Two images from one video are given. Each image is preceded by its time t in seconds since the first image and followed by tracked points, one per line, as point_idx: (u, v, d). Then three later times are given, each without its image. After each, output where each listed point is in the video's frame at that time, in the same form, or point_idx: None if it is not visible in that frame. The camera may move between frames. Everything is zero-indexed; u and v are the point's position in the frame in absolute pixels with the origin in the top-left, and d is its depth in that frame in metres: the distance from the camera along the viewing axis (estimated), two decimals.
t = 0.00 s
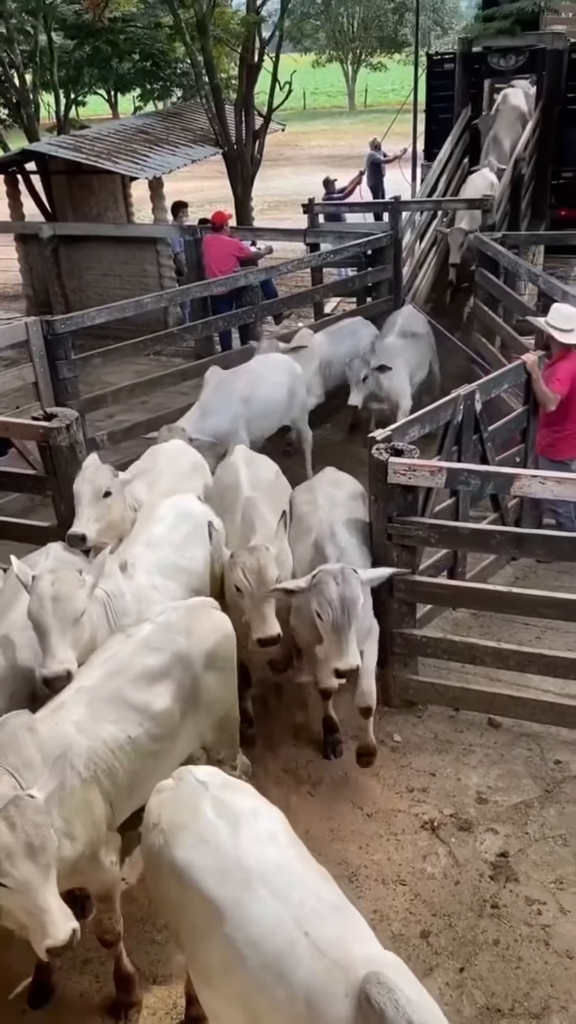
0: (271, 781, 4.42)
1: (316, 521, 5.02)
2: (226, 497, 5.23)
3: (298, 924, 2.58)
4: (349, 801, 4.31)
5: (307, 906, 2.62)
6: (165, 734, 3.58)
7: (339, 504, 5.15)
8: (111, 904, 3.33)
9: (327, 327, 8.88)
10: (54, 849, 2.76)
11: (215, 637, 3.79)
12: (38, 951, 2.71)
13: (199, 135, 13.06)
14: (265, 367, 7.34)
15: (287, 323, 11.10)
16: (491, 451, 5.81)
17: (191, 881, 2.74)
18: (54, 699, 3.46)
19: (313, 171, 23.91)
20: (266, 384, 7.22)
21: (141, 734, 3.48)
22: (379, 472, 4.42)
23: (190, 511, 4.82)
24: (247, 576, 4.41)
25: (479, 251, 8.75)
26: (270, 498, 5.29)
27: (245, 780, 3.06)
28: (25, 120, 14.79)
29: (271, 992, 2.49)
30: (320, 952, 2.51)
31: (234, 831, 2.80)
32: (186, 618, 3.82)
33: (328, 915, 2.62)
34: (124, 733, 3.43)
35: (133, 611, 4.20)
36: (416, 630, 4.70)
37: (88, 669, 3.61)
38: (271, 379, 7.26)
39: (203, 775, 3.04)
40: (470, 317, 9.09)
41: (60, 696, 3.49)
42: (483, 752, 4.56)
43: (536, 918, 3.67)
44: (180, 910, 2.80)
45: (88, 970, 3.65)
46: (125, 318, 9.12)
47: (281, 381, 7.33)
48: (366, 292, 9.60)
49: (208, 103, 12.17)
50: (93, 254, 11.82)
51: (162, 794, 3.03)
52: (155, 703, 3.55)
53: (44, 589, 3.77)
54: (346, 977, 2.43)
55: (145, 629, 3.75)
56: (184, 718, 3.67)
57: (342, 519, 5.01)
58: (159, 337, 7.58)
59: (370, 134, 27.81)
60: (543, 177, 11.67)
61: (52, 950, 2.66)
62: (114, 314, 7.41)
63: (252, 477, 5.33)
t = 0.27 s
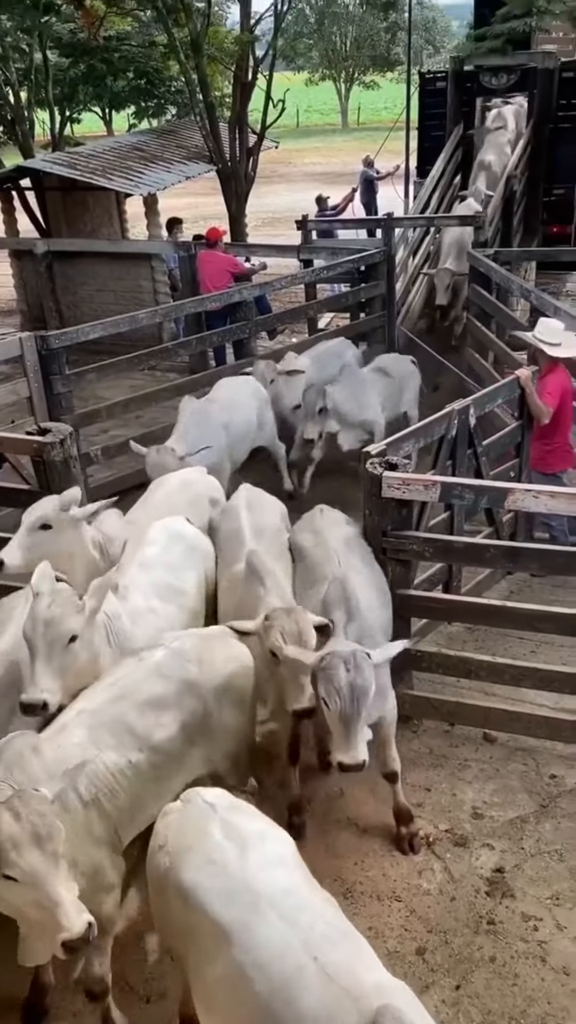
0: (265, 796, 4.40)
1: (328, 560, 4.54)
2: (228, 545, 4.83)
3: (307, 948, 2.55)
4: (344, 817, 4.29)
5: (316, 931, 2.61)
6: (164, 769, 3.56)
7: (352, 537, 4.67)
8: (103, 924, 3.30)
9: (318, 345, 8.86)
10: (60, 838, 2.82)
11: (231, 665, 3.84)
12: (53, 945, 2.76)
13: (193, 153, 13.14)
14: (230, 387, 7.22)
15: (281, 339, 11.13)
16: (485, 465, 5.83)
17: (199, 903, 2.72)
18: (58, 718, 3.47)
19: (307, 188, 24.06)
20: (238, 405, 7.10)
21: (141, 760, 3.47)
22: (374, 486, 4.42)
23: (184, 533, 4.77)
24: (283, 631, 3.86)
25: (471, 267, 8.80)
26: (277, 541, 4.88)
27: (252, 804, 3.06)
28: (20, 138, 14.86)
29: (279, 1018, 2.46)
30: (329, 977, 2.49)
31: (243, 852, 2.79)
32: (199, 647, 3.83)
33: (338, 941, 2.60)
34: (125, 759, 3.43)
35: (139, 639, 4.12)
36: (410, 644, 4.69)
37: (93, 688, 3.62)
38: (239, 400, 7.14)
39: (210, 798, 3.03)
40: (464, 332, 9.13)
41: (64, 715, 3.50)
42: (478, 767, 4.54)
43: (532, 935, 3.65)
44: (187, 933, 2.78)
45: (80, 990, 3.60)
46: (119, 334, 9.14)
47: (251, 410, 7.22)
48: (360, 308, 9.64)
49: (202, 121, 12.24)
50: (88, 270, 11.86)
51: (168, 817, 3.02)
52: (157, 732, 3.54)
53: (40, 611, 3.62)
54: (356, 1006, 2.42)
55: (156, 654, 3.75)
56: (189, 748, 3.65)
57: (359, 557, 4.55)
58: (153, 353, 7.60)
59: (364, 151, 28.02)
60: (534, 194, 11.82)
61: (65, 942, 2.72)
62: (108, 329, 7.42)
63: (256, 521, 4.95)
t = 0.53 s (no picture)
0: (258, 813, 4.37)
1: (333, 602, 4.26)
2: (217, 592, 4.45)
3: (320, 956, 2.53)
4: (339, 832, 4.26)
5: (330, 937, 2.58)
6: (186, 796, 3.53)
7: (356, 581, 4.43)
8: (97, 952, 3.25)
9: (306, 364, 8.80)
10: (59, 904, 2.75)
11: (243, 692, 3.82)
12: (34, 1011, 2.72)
13: (186, 169, 13.20)
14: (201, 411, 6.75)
15: (274, 354, 11.16)
16: (477, 479, 5.83)
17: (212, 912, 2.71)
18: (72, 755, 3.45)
19: (298, 204, 24.20)
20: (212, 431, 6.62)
21: (160, 794, 3.44)
22: (366, 501, 4.42)
23: (173, 556, 4.68)
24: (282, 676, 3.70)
25: (462, 282, 8.85)
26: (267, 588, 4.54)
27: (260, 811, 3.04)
28: (13, 154, 14.89)
29: None
30: (340, 988, 2.46)
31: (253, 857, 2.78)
32: (213, 672, 3.80)
33: (351, 948, 2.58)
34: (142, 794, 3.40)
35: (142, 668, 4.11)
36: (403, 657, 4.68)
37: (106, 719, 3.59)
38: (215, 425, 6.68)
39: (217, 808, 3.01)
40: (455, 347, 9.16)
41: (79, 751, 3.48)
42: (472, 782, 4.53)
43: (526, 951, 3.64)
44: (203, 940, 2.76)
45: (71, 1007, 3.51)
46: (112, 348, 9.16)
47: (228, 439, 6.74)
48: (352, 323, 9.67)
49: (195, 138, 12.30)
50: (80, 285, 11.88)
51: (176, 829, 2.99)
52: (175, 763, 3.51)
53: (20, 651, 3.61)
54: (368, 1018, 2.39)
55: (165, 680, 3.73)
56: (206, 778, 3.61)
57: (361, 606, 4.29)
58: (146, 368, 7.61)
59: (355, 168, 28.20)
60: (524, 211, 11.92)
61: (50, 1016, 2.68)
62: (101, 345, 7.44)
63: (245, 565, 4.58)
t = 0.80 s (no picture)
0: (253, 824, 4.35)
1: (329, 631, 4.21)
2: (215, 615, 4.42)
3: (313, 964, 2.51)
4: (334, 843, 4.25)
5: (324, 944, 2.56)
6: (177, 814, 3.50)
7: (357, 613, 4.36)
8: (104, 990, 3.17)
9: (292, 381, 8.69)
10: (68, 968, 2.61)
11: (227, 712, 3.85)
12: None
13: (180, 180, 13.25)
14: (183, 431, 6.67)
15: (268, 365, 11.18)
16: (469, 489, 5.84)
17: (211, 913, 2.71)
18: (60, 785, 3.36)
19: (293, 215, 24.31)
20: (195, 452, 6.55)
21: (154, 812, 3.41)
22: (360, 511, 4.42)
23: (173, 572, 4.71)
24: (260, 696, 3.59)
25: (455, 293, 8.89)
26: (269, 617, 4.50)
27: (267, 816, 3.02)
28: (8, 165, 14.90)
29: None
30: (331, 998, 2.45)
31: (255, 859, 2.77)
32: (193, 689, 3.78)
33: (346, 958, 2.55)
34: (137, 815, 3.36)
35: (133, 685, 4.07)
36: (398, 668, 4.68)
37: (93, 741, 3.56)
38: (196, 446, 6.58)
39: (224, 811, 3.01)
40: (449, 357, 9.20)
41: (65, 780, 3.39)
42: (467, 792, 4.52)
43: (522, 962, 3.62)
44: (204, 939, 2.77)
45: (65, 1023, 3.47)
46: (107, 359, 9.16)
47: (210, 459, 6.66)
48: (345, 333, 9.70)
49: (189, 149, 12.34)
50: (75, 295, 11.90)
51: (182, 829, 3.00)
52: (164, 780, 3.50)
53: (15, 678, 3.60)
54: None
55: (149, 700, 3.71)
56: (196, 797, 3.60)
57: (362, 640, 4.21)
58: (141, 378, 7.61)
59: (349, 180, 28.36)
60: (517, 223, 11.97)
61: None
62: (96, 355, 7.45)
63: (247, 591, 4.56)
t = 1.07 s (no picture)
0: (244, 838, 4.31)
1: (353, 671, 3.95)
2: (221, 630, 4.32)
3: (285, 982, 2.48)
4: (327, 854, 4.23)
5: (300, 965, 2.52)
6: (152, 843, 3.42)
7: (381, 652, 4.12)
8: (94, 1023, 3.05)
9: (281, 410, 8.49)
10: None
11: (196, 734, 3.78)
12: None
13: (173, 191, 13.29)
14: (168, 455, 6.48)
15: (261, 376, 11.20)
16: (459, 498, 5.85)
17: (202, 916, 2.72)
18: (31, 816, 3.23)
19: (286, 226, 24.41)
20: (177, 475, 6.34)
21: (127, 843, 3.32)
22: (353, 521, 4.42)
23: (185, 588, 4.72)
24: (251, 702, 3.55)
25: (447, 303, 8.93)
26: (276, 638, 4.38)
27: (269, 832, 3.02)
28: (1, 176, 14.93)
29: None
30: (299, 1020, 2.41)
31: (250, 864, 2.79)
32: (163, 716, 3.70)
33: (323, 984, 2.51)
34: (111, 846, 3.26)
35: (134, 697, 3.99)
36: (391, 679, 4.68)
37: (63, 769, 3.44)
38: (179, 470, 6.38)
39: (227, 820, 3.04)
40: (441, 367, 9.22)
41: (36, 811, 3.26)
42: (461, 803, 4.51)
43: (517, 973, 3.61)
44: (191, 943, 2.78)
45: None
46: (100, 369, 9.16)
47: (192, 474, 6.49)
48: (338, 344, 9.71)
49: (183, 161, 12.38)
50: (69, 306, 11.92)
51: (186, 833, 3.05)
52: (135, 809, 3.40)
53: None
54: None
55: (118, 726, 3.60)
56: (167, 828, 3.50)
57: (387, 682, 3.97)
58: (134, 389, 7.62)
59: (342, 191, 28.53)
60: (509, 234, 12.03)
61: None
62: (89, 365, 7.45)
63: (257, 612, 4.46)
